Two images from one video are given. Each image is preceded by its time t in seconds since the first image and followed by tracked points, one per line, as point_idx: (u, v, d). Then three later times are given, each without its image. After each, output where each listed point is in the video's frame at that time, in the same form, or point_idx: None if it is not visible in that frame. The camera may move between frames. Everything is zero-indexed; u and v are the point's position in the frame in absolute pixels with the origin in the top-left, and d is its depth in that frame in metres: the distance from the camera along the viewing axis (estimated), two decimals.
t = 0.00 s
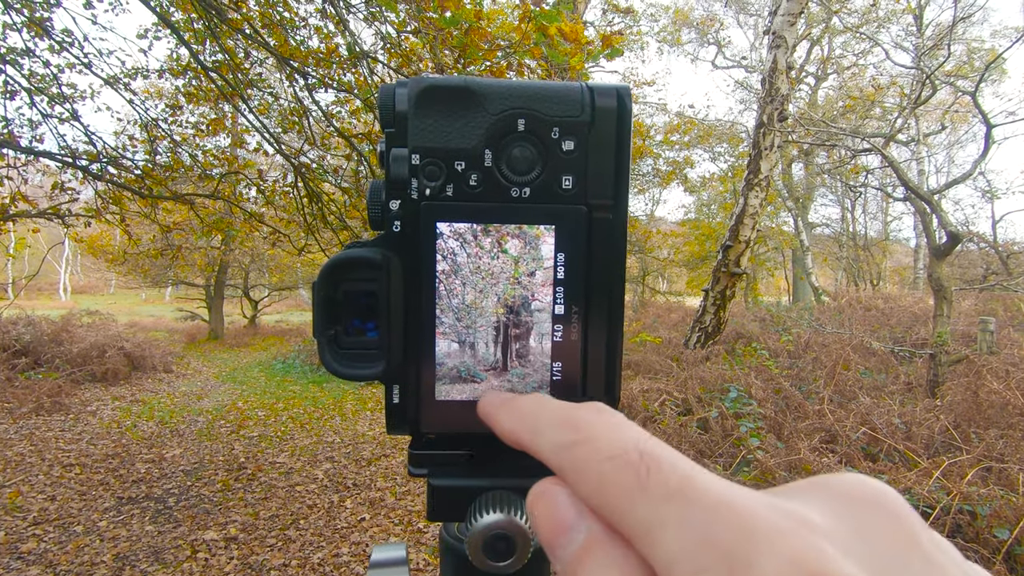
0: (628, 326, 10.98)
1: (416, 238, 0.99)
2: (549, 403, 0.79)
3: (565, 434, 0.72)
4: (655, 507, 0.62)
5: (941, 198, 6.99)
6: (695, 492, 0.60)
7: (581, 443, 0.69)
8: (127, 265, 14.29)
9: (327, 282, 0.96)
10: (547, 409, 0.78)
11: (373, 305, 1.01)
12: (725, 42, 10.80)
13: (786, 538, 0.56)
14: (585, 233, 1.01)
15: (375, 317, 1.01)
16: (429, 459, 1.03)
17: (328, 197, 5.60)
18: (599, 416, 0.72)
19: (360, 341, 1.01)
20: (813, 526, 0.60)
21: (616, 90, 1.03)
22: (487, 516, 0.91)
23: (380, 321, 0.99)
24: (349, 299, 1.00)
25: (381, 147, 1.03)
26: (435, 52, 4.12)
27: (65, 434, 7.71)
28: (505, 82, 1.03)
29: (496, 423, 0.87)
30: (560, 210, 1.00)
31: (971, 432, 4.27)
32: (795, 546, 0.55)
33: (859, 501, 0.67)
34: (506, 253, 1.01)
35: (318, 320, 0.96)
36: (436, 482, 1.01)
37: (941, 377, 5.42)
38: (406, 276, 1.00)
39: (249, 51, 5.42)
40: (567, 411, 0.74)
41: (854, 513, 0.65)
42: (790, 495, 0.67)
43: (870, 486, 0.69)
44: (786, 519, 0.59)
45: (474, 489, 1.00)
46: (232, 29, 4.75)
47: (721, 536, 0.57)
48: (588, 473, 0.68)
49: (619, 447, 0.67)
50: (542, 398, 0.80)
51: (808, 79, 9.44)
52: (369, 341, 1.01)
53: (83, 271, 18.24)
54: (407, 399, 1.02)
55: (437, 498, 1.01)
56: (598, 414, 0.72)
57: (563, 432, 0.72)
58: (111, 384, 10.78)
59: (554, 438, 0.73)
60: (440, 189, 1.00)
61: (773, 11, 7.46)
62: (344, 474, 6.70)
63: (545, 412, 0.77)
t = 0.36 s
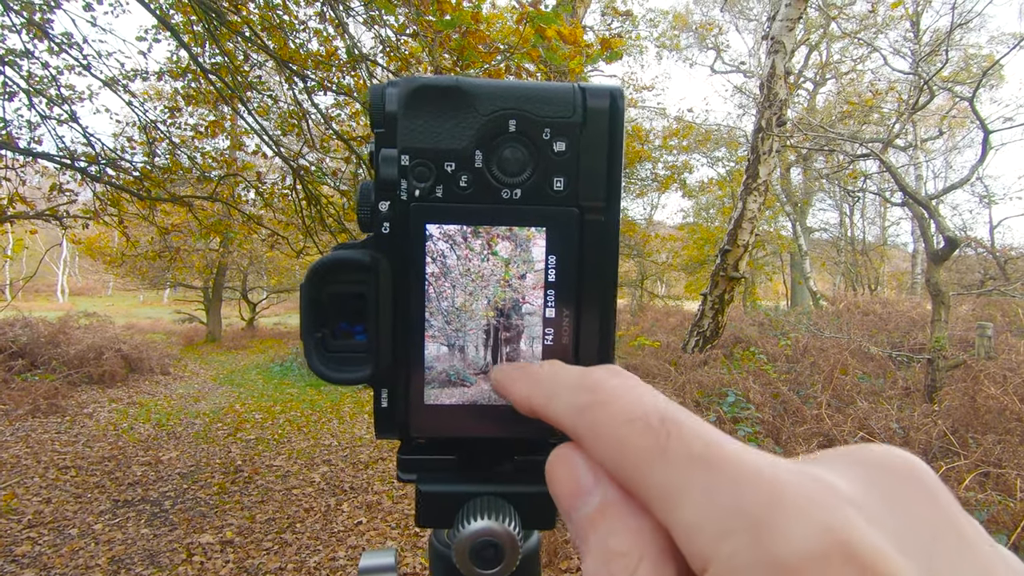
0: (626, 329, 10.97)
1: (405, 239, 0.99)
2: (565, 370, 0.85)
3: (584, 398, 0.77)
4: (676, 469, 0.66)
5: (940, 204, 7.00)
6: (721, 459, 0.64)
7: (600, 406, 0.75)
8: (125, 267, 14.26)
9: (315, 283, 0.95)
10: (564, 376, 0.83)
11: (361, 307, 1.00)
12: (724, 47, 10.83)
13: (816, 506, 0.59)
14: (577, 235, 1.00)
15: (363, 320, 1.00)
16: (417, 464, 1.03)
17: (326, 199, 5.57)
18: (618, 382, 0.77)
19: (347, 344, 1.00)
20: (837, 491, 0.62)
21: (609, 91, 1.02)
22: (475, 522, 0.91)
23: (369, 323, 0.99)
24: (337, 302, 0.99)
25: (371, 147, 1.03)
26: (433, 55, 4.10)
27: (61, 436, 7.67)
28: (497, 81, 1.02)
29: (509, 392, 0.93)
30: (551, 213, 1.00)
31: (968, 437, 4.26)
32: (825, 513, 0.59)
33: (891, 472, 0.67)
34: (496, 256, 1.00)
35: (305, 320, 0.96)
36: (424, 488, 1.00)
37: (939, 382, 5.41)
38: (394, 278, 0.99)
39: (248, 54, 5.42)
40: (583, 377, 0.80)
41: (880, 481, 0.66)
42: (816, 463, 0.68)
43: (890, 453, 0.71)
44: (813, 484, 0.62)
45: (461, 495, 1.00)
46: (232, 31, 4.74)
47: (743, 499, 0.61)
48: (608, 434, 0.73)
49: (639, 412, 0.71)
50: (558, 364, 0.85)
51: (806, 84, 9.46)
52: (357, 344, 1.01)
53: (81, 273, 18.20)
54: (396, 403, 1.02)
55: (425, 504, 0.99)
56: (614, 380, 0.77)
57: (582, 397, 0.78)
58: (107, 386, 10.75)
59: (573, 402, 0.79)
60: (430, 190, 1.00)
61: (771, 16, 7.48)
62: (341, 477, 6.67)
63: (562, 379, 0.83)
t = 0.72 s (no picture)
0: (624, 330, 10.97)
1: (394, 235, 0.99)
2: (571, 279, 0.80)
3: (590, 307, 0.74)
4: (671, 400, 0.66)
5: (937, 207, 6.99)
6: (716, 397, 0.65)
7: (607, 320, 0.72)
8: (123, 267, 14.23)
9: (303, 282, 0.95)
10: (569, 283, 0.79)
11: (350, 307, 1.00)
12: (722, 49, 10.83)
13: (801, 453, 0.62)
14: (567, 236, 1.00)
15: (352, 320, 1.00)
16: (406, 465, 1.02)
17: (325, 200, 5.56)
18: (629, 298, 0.74)
19: (336, 343, 1.00)
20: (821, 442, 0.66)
21: (599, 91, 1.02)
22: (463, 522, 0.91)
23: (357, 322, 0.99)
24: (326, 302, 0.99)
25: (361, 146, 1.03)
26: (433, 57, 4.10)
27: (57, 436, 7.65)
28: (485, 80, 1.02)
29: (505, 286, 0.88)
30: (540, 213, 1.00)
31: (964, 439, 4.27)
32: (808, 461, 0.62)
33: (880, 435, 0.75)
34: (486, 257, 1.01)
35: (294, 320, 0.96)
36: (412, 489, 1.00)
37: (936, 384, 5.41)
38: (384, 276, 0.99)
39: (246, 54, 5.41)
40: (593, 286, 0.76)
41: (862, 441, 0.72)
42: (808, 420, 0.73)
43: (875, 417, 0.77)
44: (802, 434, 0.65)
45: (449, 495, 1.00)
46: (231, 31, 4.73)
47: (732, 437, 0.63)
48: (608, 350, 0.71)
49: (647, 334, 0.69)
50: (567, 272, 0.80)
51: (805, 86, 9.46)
52: (345, 343, 1.00)
53: (78, 273, 18.15)
54: (385, 403, 1.01)
55: (414, 506, 0.99)
56: (626, 298, 0.74)
57: (588, 307, 0.74)
58: (104, 386, 10.72)
59: (576, 309, 0.75)
60: (419, 190, 1.00)
61: (769, 18, 7.47)
62: (338, 478, 6.67)
63: (568, 284, 0.78)
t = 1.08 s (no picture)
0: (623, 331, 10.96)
1: (402, 238, 0.98)
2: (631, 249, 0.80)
3: (643, 284, 0.74)
4: (705, 392, 0.67)
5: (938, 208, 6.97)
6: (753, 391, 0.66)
7: (657, 300, 0.72)
8: (123, 266, 14.22)
9: (306, 288, 0.95)
10: (629, 253, 0.79)
11: (354, 311, 0.99)
12: (723, 50, 10.82)
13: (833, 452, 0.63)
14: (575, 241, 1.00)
15: (356, 324, 0.99)
16: (411, 472, 1.02)
17: (325, 200, 5.56)
18: (684, 286, 0.73)
19: (338, 348, 1.00)
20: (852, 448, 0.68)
21: (607, 94, 1.01)
22: (469, 531, 0.91)
23: (361, 327, 0.98)
24: (330, 307, 0.99)
25: (366, 149, 1.02)
26: (434, 57, 4.09)
27: (57, 436, 7.64)
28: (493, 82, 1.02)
29: (567, 229, 0.91)
30: (548, 217, 0.99)
31: (966, 441, 4.26)
32: (838, 462, 0.62)
33: (902, 449, 0.76)
34: (492, 261, 1.00)
35: (297, 324, 0.96)
36: (417, 496, 1.00)
37: (937, 386, 5.41)
38: (388, 280, 0.98)
39: (247, 53, 5.41)
40: (650, 264, 0.76)
41: (887, 455, 0.75)
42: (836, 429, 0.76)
43: (902, 431, 0.79)
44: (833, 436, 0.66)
45: (454, 503, 1.00)
46: (231, 31, 4.72)
47: (765, 433, 0.64)
48: (653, 328, 0.71)
49: (695, 320, 0.70)
50: (629, 243, 0.80)
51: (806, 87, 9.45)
52: (349, 348, 1.00)
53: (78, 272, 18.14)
54: (390, 408, 1.01)
55: (419, 513, 0.99)
56: (680, 282, 0.73)
57: (642, 283, 0.74)
58: (104, 386, 10.71)
59: (628, 282, 0.75)
60: (425, 193, 0.99)
61: (770, 18, 7.44)
62: (338, 478, 6.67)
63: (625, 256, 0.78)
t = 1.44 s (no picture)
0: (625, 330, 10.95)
1: (402, 236, 0.98)
2: (580, 305, 0.77)
3: (604, 337, 0.69)
4: (693, 427, 0.62)
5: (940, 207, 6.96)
6: (745, 420, 0.61)
7: (621, 350, 0.68)
8: (125, 266, 14.24)
9: (306, 281, 0.94)
10: (582, 307, 0.75)
11: (354, 307, 0.99)
12: (724, 49, 10.80)
13: (836, 478, 0.59)
14: (575, 237, 1.00)
15: (357, 320, 0.99)
16: (412, 468, 1.02)
17: (326, 199, 5.56)
18: (640, 328, 0.70)
19: (339, 343, 0.99)
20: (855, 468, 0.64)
21: (608, 89, 1.01)
22: (470, 527, 0.90)
23: (362, 323, 0.98)
24: (329, 303, 0.98)
25: (367, 145, 1.02)
26: (435, 56, 4.09)
27: (59, 435, 7.66)
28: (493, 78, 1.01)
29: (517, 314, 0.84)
30: (548, 213, 0.99)
31: (968, 440, 4.24)
32: (844, 486, 0.59)
33: (906, 461, 0.72)
34: (494, 257, 1.00)
35: (298, 320, 0.95)
36: (418, 491, 1.00)
37: (939, 385, 5.39)
38: (390, 275, 0.98)
39: (249, 53, 5.41)
40: (604, 314, 0.72)
41: (892, 468, 0.70)
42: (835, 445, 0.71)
43: (905, 444, 0.74)
44: (834, 460, 0.62)
45: (456, 499, 1.00)
46: (232, 31, 4.73)
47: (763, 464, 0.59)
48: (624, 379, 0.67)
49: (664, 360, 0.66)
50: (578, 298, 0.76)
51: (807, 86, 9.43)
52: (350, 344, 1.00)
53: (81, 272, 18.18)
54: (391, 405, 1.01)
55: (420, 508, 0.99)
56: (638, 326, 0.70)
57: (600, 335, 0.70)
58: (107, 385, 10.73)
59: (588, 337, 0.71)
60: (426, 189, 0.99)
61: (772, 17, 7.42)
62: (340, 477, 6.67)
63: (580, 311, 0.74)
